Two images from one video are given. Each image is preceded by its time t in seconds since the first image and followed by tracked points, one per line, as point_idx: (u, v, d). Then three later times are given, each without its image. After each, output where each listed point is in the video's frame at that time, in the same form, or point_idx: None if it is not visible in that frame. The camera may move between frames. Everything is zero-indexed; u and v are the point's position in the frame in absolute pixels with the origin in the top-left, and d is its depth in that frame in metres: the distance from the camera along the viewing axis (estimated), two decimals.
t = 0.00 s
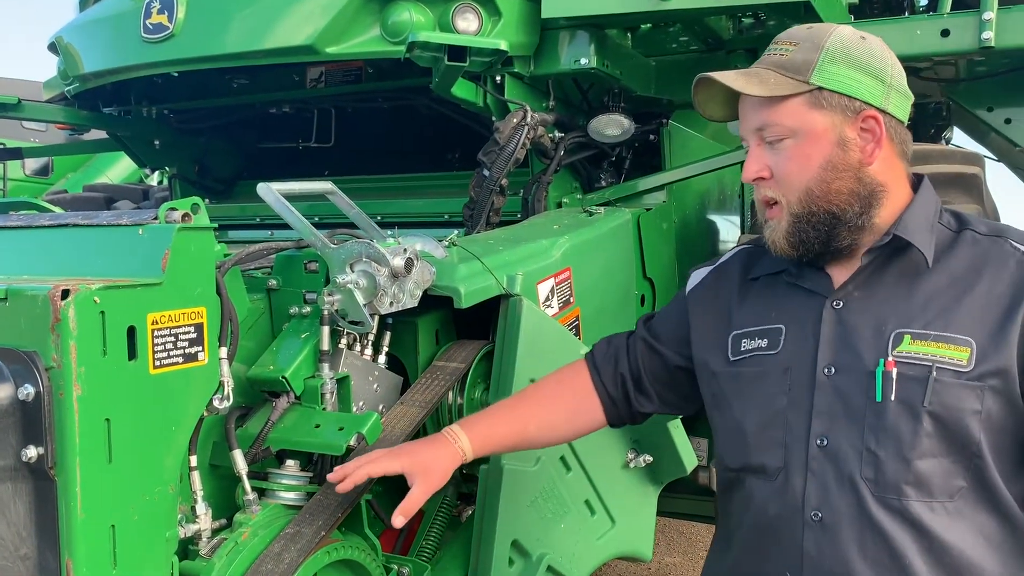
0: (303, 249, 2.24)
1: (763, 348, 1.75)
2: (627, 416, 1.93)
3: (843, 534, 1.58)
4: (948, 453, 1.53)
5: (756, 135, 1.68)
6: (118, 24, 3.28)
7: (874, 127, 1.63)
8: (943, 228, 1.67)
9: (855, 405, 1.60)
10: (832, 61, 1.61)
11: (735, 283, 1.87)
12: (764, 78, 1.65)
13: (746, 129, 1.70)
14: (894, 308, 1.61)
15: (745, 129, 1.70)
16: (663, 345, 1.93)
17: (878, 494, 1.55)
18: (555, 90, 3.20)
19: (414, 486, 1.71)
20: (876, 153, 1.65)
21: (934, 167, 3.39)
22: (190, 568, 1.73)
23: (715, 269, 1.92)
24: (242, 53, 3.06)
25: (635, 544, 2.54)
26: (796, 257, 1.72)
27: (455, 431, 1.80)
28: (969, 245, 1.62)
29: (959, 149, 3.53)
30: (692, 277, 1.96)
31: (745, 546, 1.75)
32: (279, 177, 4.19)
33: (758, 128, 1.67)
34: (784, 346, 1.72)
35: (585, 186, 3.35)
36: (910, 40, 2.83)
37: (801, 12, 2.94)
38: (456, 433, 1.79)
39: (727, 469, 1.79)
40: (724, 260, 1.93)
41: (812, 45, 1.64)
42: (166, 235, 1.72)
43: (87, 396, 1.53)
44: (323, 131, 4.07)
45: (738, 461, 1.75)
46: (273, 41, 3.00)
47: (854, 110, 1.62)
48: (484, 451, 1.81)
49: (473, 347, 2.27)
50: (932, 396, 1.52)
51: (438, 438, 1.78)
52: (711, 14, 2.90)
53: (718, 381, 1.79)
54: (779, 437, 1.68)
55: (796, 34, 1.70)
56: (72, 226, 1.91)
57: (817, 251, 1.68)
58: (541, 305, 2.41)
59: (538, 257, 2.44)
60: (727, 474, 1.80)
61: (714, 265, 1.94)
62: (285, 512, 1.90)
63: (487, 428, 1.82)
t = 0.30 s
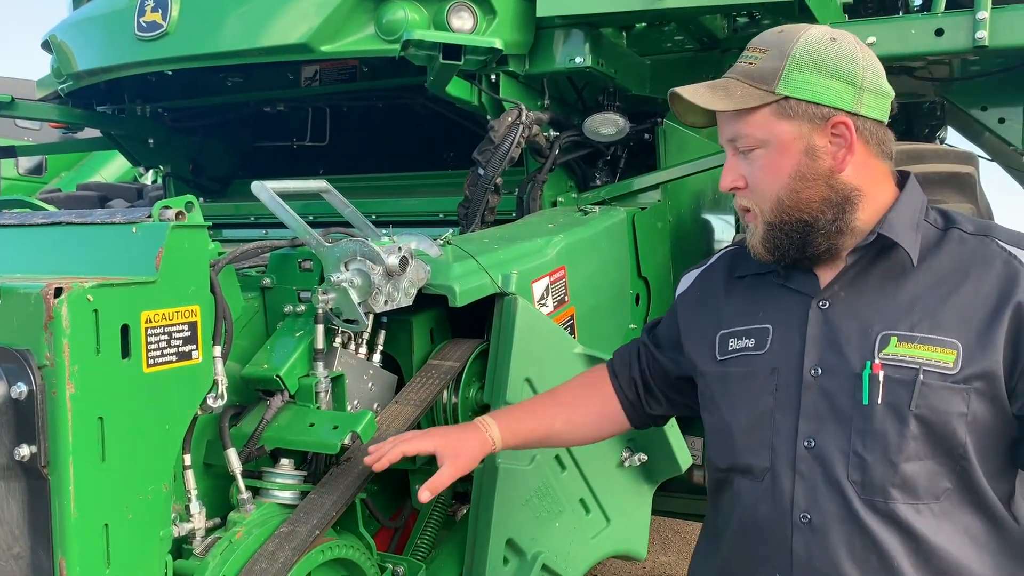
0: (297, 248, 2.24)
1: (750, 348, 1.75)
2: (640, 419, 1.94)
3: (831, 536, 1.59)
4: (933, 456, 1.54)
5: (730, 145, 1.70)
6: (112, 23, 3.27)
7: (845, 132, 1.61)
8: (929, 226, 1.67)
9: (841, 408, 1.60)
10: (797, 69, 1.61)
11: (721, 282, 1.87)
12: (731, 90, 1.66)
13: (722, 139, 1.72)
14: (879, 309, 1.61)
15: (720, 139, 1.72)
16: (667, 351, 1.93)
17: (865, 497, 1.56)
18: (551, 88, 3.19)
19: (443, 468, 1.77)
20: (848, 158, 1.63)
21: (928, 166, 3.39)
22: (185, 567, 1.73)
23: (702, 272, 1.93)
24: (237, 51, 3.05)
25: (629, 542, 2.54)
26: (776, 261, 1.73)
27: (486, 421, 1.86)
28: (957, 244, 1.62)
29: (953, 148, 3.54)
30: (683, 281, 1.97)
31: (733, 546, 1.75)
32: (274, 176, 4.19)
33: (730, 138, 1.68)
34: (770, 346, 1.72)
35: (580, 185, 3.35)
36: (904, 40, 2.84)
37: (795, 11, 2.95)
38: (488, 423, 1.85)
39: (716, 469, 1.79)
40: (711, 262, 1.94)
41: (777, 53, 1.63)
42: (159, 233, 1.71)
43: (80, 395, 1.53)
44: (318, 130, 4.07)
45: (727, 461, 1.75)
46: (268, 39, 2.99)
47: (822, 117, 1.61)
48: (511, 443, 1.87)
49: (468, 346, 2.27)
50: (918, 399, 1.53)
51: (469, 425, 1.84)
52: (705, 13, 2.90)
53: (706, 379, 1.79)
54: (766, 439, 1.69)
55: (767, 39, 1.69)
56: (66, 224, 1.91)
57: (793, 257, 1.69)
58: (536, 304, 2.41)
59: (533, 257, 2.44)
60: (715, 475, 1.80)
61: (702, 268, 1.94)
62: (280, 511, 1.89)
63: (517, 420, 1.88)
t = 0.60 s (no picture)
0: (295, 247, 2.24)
1: (746, 345, 1.75)
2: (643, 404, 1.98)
3: (814, 535, 1.59)
4: (915, 458, 1.53)
5: (734, 140, 1.70)
6: (109, 22, 3.27)
7: (849, 132, 1.61)
8: (929, 228, 1.66)
9: (827, 408, 1.61)
10: (805, 65, 1.61)
11: (726, 279, 1.88)
12: (737, 84, 1.66)
13: (727, 133, 1.72)
14: (869, 311, 1.61)
15: (725, 133, 1.72)
16: (672, 343, 1.95)
17: (845, 498, 1.56)
18: (549, 87, 3.20)
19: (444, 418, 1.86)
20: (851, 159, 1.63)
21: (925, 165, 3.40)
22: (182, 567, 1.73)
23: (712, 266, 1.94)
24: (234, 50, 3.05)
25: (626, 542, 2.54)
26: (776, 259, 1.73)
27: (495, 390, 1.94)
28: (953, 247, 1.61)
29: (950, 148, 3.54)
30: (693, 273, 1.98)
31: (724, 543, 1.77)
32: (272, 175, 4.19)
33: (735, 133, 1.69)
34: (764, 344, 1.72)
35: (578, 184, 3.35)
36: (901, 39, 2.84)
37: (792, 10, 2.95)
38: (496, 391, 1.93)
39: (708, 462, 1.80)
40: (719, 256, 1.95)
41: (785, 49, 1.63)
42: (157, 231, 1.71)
43: (77, 394, 1.52)
44: (315, 129, 4.08)
45: (718, 456, 1.76)
46: (266, 38, 2.99)
47: (827, 116, 1.61)
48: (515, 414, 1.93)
49: (466, 345, 2.27)
50: (899, 403, 1.53)
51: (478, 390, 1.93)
52: (702, 13, 2.90)
53: (705, 375, 1.80)
54: (755, 436, 1.69)
55: (776, 34, 1.69)
56: (63, 223, 1.91)
57: (793, 256, 1.69)
58: (534, 303, 2.41)
59: (530, 256, 2.44)
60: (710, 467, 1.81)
61: (711, 261, 1.96)
62: (278, 510, 1.89)
63: (524, 393, 1.94)
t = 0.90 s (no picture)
0: (293, 246, 2.23)
1: (744, 344, 1.75)
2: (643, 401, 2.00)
3: (810, 536, 1.59)
4: (911, 459, 1.54)
5: (742, 135, 1.70)
6: (106, 22, 3.26)
7: (860, 132, 1.62)
8: (929, 229, 1.66)
9: (823, 408, 1.61)
10: (818, 62, 1.61)
11: (726, 278, 1.88)
12: (749, 78, 1.66)
13: (735, 128, 1.72)
14: (869, 311, 1.62)
15: (733, 128, 1.72)
16: (665, 338, 1.98)
17: (840, 498, 1.56)
18: (547, 87, 3.20)
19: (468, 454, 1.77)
20: (859, 159, 1.64)
21: (922, 165, 3.41)
22: (180, 567, 1.72)
23: (712, 263, 1.95)
24: (232, 50, 3.04)
25: (624, 542, 2.54)
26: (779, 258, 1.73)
27: (498, 405, 1.87)
28: (951, 249, 1.61)
29: (948, 147, 3.54)
30: (692, 272, 2.01)
31: (722, 542, 1.77)
32: (270, 176, 4.18)
33: (744, 128, 1.68)
34: (762, 344, 1.72)
35: (577, 184, 3.35)
36: (899, 39, 2.85)
37: (789, 11, 2.94)
38: (501, 407, 1.86)
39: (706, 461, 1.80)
40: (719, 254, 1.96)
41: (799, 45, 1.63)
42: (155, 231, 1.71)
43: (76, 395, 1.52)
44: (313, 129, 4.07)
45: (716, 455, 1.76)
46: (263, 38, 2.99)
47: (838, 114, 1.61)
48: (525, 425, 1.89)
49: (464, 345, 2.27)
50: (895, 403, 1.53)
51: (484, 410, 1.85)
52: (701, 13, 2.90)
53: (703, 373, 1.81)
54: (752, 436, 1.69)
55: (789, 31, 1.69)
56: (60, 223, 1.91)
57: (797, 254, 1.69)
58: (531, 303, 2.41)
59: (528, 256, 2.44)
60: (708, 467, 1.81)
61: (711, 259, 1.98)
62: (275, 510, 1.89)
63: (529, 403, 1.90)
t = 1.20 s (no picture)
0: (288, 247, 2.23)
1: (739, 345, 1.75)
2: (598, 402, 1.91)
3: (813, 534, 1.59)
4: (915, 454, 1.54)
5: (741, 134, 1.68)
6: (102, 22, 3.26)
7: (859, 128, 1.62)
8: (921, 229, 1.68)
9: (824, 406, 1.61)
10: (817, 61, 1.61)
11: (715, 280, 1.87)
12: (749, 77, 1.65)
13: (732, 128, 1.70)
14: (869, 309, 1.62)
15: (730, 127, 1.70)
16: (643, 335, 1.92)
17: (845, 494, 1.56)
18: (543, 88, 3.20)
19: (383, 476, 1.67)
20: (859, 154, 1.64)
21: (919, 166, 3.41)
22: (175, 567, 1.73)
23: (699, 264, 1.92)
24: (229, 51, 3.04)
25: (620, 543, 2.53)
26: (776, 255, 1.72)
27: (422, 415, 1.75)
28: (945, 246, 1.63)
29: (945, 148, 3.54)
30: (676, 269, 1.96)
31: (718, 542, 1.76)
32: (267, 176, 4.18)
33: (743, 126, 1.67)
34: (759, 344, 1.72)
35: (573, 185, 3.35)
36: (895, 40, 2.85)
37: (786, 12, 2.94)
38: (427, 418, 1.74)
39: (700, 464, 1.79)
40: (708, 255, 1.93)
41: (796, 44, 1.63)
42: (149, 232, 1.71)
43: (69, 396, 1.52)
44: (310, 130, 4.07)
45: (712, 457, 1.75)
46: (260, 39, 2.99)
47: (839, 110, 1.61)
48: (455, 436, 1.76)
49: (460, 346, 2.27)
50: (900, 398, 1.53)
51: (406, 422, 1.74)
52: (697, 13, 2.89)
53: (696, 375, 1.79)
54: (753, 436, 1.69)
55: (784, 32, 1.69)
56: (55, 224, 1.91)
57: (796, 250, 1.68)
58: (528, 304, 2.41)
59: (524, 256, 2.44)
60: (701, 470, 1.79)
61: (697, 259, 1.94)
62: (270, 512, 1.89)
63: (458, 411, 1.76)
